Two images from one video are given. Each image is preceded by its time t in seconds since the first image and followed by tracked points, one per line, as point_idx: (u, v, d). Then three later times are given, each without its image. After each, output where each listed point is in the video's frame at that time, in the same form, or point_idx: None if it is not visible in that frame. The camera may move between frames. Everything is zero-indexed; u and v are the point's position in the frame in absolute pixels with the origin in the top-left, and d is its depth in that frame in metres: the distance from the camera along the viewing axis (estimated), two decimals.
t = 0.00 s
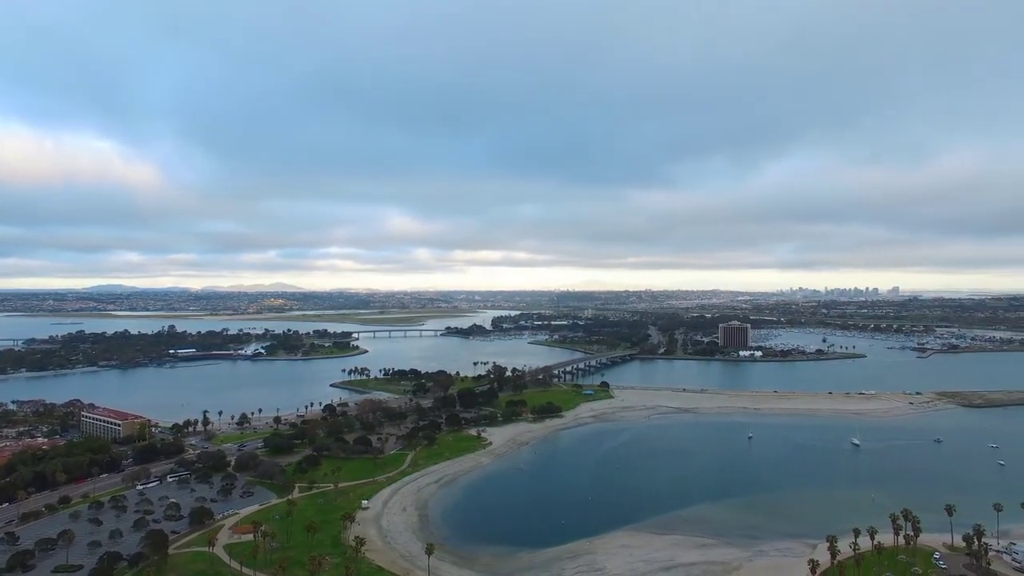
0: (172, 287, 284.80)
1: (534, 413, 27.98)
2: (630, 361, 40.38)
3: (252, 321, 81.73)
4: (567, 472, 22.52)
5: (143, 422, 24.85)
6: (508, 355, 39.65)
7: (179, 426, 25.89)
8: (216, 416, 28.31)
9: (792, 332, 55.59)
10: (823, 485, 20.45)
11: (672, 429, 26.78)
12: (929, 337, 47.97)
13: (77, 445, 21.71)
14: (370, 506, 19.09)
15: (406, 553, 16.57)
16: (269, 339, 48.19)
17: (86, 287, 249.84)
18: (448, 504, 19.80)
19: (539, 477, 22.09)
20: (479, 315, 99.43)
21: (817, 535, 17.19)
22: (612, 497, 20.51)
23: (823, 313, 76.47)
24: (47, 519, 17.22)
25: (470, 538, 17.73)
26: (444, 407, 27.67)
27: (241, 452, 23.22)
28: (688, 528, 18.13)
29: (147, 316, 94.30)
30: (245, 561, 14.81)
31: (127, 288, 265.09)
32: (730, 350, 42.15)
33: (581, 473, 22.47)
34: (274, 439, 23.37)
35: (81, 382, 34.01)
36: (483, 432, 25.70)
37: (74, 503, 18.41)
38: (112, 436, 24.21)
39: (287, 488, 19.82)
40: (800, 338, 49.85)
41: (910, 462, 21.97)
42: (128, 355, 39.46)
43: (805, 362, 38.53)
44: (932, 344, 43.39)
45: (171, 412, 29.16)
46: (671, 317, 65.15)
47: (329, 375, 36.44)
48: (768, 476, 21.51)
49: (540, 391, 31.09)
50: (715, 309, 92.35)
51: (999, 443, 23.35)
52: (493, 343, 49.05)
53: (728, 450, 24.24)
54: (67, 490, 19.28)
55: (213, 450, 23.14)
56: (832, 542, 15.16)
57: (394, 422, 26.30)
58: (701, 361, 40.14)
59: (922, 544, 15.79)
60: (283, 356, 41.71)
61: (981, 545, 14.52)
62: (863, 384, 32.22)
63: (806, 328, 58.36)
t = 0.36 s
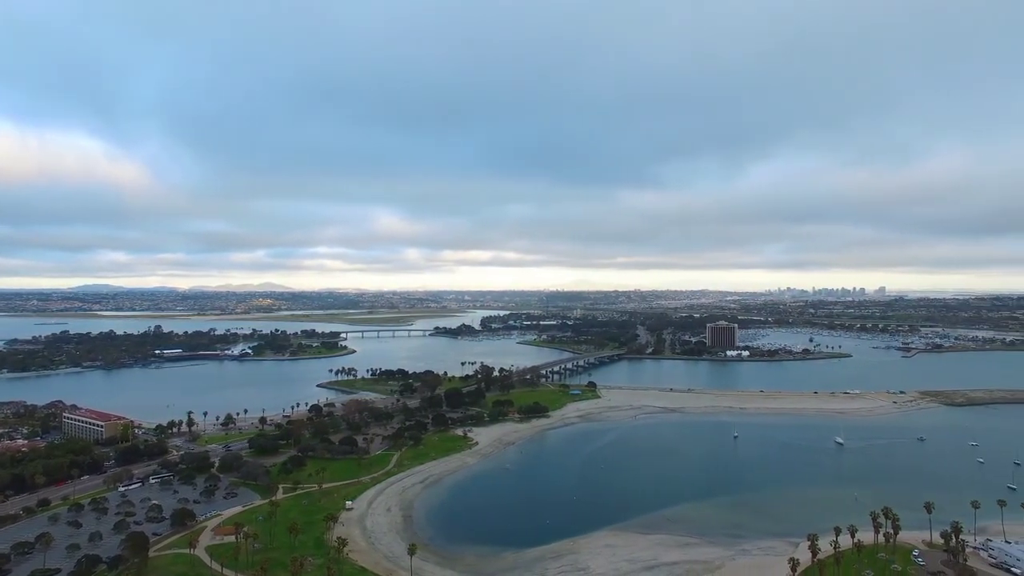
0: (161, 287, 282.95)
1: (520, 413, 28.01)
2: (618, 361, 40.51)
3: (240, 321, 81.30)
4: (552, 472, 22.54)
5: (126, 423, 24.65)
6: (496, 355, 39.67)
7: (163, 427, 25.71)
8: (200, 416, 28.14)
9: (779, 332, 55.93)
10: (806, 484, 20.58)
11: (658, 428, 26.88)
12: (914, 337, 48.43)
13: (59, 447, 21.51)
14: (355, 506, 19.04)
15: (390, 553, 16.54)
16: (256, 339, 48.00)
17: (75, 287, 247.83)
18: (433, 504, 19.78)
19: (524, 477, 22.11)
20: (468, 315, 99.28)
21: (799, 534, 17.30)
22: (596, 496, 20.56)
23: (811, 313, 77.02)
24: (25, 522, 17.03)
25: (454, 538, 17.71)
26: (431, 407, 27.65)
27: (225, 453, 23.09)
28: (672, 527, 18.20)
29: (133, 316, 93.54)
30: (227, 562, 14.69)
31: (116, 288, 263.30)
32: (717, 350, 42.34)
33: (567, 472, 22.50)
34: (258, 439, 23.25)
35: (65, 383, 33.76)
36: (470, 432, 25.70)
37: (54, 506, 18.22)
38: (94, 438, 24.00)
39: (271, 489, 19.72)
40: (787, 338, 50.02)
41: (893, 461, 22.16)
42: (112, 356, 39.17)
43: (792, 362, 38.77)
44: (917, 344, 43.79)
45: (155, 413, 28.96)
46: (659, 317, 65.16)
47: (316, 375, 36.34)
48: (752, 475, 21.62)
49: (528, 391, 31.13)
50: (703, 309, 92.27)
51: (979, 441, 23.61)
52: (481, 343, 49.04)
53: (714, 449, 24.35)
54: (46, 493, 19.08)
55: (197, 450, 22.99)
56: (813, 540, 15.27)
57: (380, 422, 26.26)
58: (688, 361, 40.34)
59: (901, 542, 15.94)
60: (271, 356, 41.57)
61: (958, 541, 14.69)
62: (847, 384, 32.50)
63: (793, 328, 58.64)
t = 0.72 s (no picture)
0: (152, 287, 281.15)
1: (509, 413, 28.03)
2: (608, 361, 40.59)
3: (229, 321, 80.91)
4: (541, 471, 22.57)
5: (112, 424, 24.48)
6: (486, 355, 39.68)
7: (149, 428, 25.55)
8: (188, 417, 28.01)
9: (769, 332, 56.23)
10: (793, 483, 20.68)
11: (647, 428, 26.96)
12: (902, 336, 48.79)
13: (42, 448, 21.31)
14: (342, 506, 18.99)
15: (376, 553, 16.51)
16: (246, 339, 47.84)
17: (64, 286, 246.21)
18: (420, 504, 19.78)
19: (513, 476, 22.11)
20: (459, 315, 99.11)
21: (785, 533, 17.41)
22: (584, 496, 20.59)
23: (800, 313, 77.38)
24: (7, 524, 16.86)
25: (441, 538, 17.70)
26: (420, 407, 27.64)
27: (212, 453, 22.97)
28: (658, 527, 18.27)
29: (122, 316, 92.83)
30: (212, 563, 14.62)
31: (106, 288, 261.37)
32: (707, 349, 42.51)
33: (555, 472, 22.53)
34: (246, 440, 23.14)
35: (51, 384, 33.53)
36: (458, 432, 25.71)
37: (36, 508, 18.05)
38: (79, 439, 23.82)
39: (257, 489, 19.63)
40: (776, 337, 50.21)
41: (879, 459, 22.31)
42: (99, 356, 38.91)
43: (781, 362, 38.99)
44: (904, 343, 44.07)
45: (143, 414, 28.81)
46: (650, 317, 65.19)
47: (305, 376, 36.26)
48: (739, 474, 21.72)
49: (517, 391, 31.15)
50: (694, 309, 92.07)
51: (964, 440, 23.81)
52: (472, 343, 49.03)
53: (702, 449, 24.43)
54: (29, 495, 18.90)
55: (184, 451, 22.84)
56: (797, 539, 15.35)
57: (369, 422, 26.22)
58: (678, 361, 40.45)
59: (884, 540, 16.06)
60: (260, 356, 41.44)
61: (940, 539, 14.80)
62: (835, 383, 32.71)
63: (783, 328, 58.95)
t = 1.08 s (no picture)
0: (142, 287, 279.38)
1: (498, 413, 28.02)
2: (598, 361, 40.66)
3: (219, 321, 80.54)
4: (528, 471, 22.58)
5: (97, 425, 24.31)
6: (476, 355, 39.67)
7: (135, 428, 25.40)
8: (175, 418, 27.88)
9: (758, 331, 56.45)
10: (779, 482, 20.78)
11: (635, 428, 27.02)
12: (890, 336, 49.08)
13: (25, 450, 21.13)
14: (328, 507, 18.93)
15: (361, 553, 16.47)
16: (235, 339, 47.65)
17: (54, 286, 244.24)
18: (407, 504, 19.76)
19: (500, 476, 22.10)
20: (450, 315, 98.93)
21: (769, 532, 17.49)
22: (571, 496, 20.61)
23: (790, 313, 77.73)
24: None
25: (427, 538, 17.68)
26: (409, 407, 27.61)
27: (198, 454, 22.86)
28: (644, 526, 18.32)
29: (110, 316, 92.17)
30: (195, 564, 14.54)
31: (97, 287, 259.69)
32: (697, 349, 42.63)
33: (543, 472, 22.54)
34: (232, 440, 23.04)
35: (37, 384, 33.29)
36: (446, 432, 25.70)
37: (18, 510, 17.89)
38: (63, 440, 23.64)
39: (243, 490, 19.55)
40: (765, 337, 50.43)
41: (864, 458, 22.45)
42: (86, 356, 38.64)
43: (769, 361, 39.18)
44: (892, 343, 44.32)
45: (129, 414, 28.65)
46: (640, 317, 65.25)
47: (294, 376, 36.16)
48: (725, 474, 21.81)
49: (506, 391, 31.15)
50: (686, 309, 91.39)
51: (948, 439, 23.99)
52: (462, 342, 48.99)
53: (690, 448, 24.51)
54: (11, 497, 18.73)
55: (169, 452, 22.70)
56: (780, 538, 15.40)
57: (357, 422, 26.18)
58: (668, 361, 40.52)
59: (867, 538, 16.16)
60: (249, 356, 41.28)
61: (921, 536, 14.90)
62: (823, 383, 32.86)
63: (773, 328, 59.17)
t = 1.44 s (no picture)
0: (133, 287, 277.87)
1: (487, 413, 28.03)
2: (588, 361, 40.74)
3: (209, 322, 80.25)
4: (517, 471, 22.61)
5: (82, 426, 24.16)
6: (467, 355, 39.67)
7: (121, 429, 25.24)
8: (162, 418, 27.74)
9: (748, 331, 56.97)
10: (766, 482, 20.88)
11: (624, 427, 27.09)
12: (878, 336, 49.43)
13: (8, 451, 20.96)
14: (315, 507, 18.88)
15: (348, 554, 16.43)
16: (225, 339, 47.48)
17: (44, 287, 242.53)
18: (394, 504, 19.74)
19: (488, 476, 22.11)
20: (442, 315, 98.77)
21: (755, 531, 17.57)
22: (559, 495, 20.65)
23: (781, 313, 78.04)
24: None
25: (414, 539, 17.66)
26: (398, 407, 27.60)
27: (185, 454, 22.75)
28: (630, 526, 18.36)
29: (99, 316, 91.56)
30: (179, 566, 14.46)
31: (87, 288, 257.86)
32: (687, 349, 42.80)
33: (532, 472, 22.57)
34: (219, 441, 22.95)
35: (22, 385, 33.05)
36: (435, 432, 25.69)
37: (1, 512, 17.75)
38: (48, 441, 23.46)
39: (230, 491, 19.47)
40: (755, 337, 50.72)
41: (851, 457, 22.61)
42: (73, 357, 38.39)
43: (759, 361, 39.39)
44: (880, 343, 44.68)
45: (116, 415, 28.49)
46: (631, 317, 65.42)
47: (284, 376, 36.07)
48: (713, 473, 21.90)
49: (496, 391, 31.17)
50: (676, 309, 91.82)
51: (933, 437, 24.20)
52: (453, 342, 48.97)
53: (678, 448, 24.60)
54: None
55: (155, 453, 22.57)
56: (765, 537, 15.45)
57: (346, 423, 26.14)
58: (657, 361, 40.61)
59: (852, 536, 16.27)
60: (238, 356, 41.15)
61: (904, 534, 15.01)
62: (810, 382, 33.05)
63: (763, 328, 59.46)
